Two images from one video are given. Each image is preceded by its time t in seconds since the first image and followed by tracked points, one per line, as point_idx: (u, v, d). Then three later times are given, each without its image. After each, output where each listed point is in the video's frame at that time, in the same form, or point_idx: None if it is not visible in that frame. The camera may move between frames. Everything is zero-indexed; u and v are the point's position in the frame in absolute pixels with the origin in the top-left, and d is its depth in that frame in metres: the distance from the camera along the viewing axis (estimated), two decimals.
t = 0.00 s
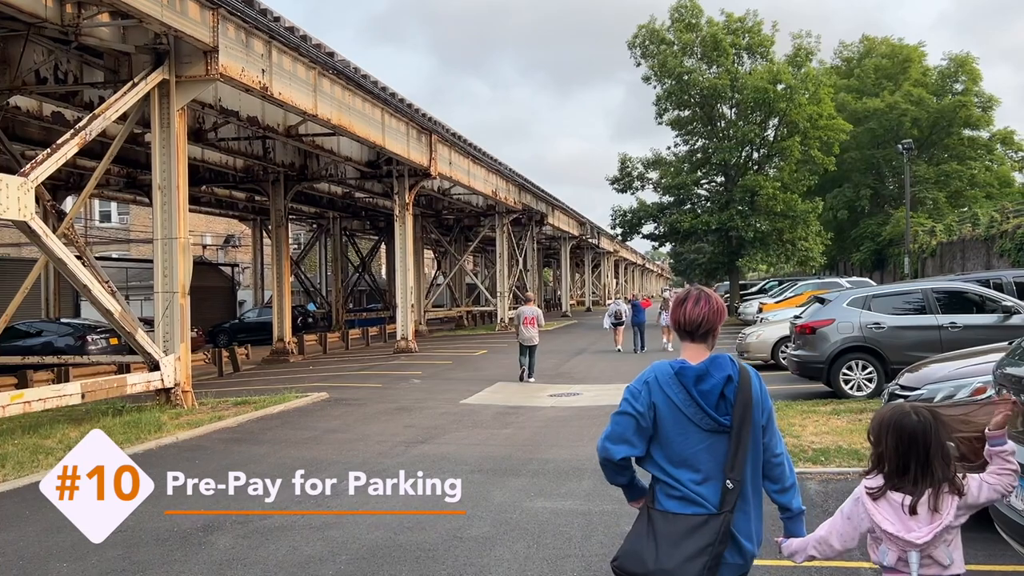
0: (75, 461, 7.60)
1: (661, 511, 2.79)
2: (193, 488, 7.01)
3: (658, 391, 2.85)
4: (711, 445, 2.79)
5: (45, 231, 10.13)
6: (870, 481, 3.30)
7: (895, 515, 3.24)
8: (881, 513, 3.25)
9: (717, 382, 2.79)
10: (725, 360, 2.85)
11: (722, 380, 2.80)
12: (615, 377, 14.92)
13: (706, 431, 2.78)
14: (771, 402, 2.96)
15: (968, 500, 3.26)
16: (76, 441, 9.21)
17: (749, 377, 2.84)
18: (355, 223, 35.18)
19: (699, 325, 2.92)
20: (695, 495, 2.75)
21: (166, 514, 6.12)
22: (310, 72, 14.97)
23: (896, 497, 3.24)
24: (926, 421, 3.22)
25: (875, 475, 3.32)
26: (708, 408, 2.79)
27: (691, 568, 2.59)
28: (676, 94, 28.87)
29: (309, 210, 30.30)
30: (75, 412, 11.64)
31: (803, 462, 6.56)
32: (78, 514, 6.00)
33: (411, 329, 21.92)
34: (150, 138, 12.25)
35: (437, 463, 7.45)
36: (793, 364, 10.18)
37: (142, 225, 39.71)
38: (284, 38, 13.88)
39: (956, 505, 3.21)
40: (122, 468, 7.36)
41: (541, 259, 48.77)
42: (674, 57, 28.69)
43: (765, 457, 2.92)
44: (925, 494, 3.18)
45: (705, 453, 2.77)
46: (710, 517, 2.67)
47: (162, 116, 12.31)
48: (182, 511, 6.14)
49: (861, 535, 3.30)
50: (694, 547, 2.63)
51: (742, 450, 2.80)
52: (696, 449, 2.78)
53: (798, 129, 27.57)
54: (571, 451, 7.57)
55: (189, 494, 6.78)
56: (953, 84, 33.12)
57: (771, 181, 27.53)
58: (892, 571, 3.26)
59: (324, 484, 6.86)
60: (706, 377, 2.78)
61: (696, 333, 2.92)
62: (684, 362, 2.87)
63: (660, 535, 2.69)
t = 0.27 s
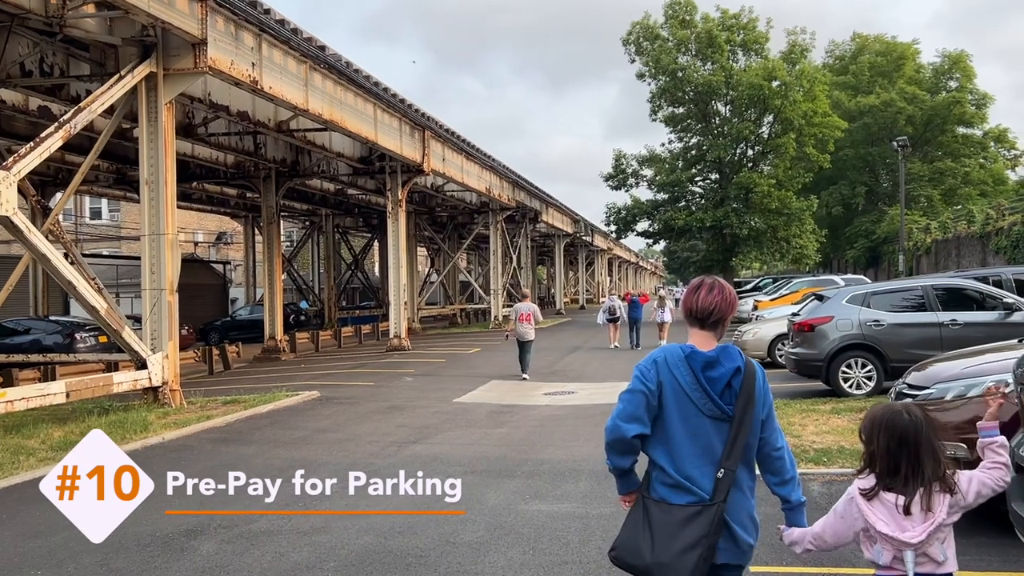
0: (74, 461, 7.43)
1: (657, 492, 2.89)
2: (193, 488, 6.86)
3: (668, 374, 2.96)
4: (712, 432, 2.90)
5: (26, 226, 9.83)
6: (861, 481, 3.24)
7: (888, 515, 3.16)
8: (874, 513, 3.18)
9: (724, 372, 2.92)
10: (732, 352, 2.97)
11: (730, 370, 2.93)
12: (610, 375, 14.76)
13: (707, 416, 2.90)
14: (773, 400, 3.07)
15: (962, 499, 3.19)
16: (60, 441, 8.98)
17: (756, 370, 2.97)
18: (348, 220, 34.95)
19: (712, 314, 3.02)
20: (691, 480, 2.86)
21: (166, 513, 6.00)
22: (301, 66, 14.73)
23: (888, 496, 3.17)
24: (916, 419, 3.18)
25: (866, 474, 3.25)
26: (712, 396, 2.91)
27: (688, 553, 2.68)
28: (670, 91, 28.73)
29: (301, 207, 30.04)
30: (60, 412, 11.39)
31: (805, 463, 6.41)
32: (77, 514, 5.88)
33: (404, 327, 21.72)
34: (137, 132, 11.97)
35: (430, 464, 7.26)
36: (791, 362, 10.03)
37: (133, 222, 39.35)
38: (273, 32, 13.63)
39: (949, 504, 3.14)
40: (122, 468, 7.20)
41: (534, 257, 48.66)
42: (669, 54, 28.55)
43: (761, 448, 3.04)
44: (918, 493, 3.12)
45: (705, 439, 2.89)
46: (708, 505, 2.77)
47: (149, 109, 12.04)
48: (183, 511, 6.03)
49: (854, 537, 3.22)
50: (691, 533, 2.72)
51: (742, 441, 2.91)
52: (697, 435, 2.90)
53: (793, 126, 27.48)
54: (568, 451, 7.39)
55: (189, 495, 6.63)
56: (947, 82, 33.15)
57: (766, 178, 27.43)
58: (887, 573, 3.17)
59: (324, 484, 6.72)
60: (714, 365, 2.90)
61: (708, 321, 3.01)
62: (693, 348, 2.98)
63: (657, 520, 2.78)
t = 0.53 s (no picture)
0: (75, 461, 7.39)
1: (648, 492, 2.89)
2: (193, 488, 6.76)
3: (657, 375, 2.98)
4: (701, 431, 2.87)
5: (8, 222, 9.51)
6: (865, 470, 3.18)
7: (892, 503, 3.10)
8: (877, 501, 3.12)
9: (711, 368, 2.88)
10: (724, 350, 2.93)
11: (718, 367, 2.88)
12: (606, 373, 14.59)
13: (696, 416, 2.88)
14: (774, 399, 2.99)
15: (964, 488, 3.13)
16: (44, 442, 8.74)
17: (748, 367, 2.90)
18: (340, 217, 34.69)
19: (704, 314, 2.99)
20: (679, 478, 2.84)
21: (167, 513, 5.92)
22: (292, 60, 14.48)
23: (890, 483, 3.11)
24: (917, 407, 3.14)
25: (869, 463, 3.21)
26: (698, 395, 2.88)
27: (670, 550, 2.63)
28: (665, 88, 28.57)
29: (293, 204, 29.77)
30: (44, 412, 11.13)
31: (809, 464, 6.25)
32: (79, 513, 5.84)
33: (397, 325, 21.51)
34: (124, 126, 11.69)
35: (423, 466, 7.07)
36: (790, 361, 9.87)
37: (123, 219, 38.95)
38: (263, 24, 13.37)
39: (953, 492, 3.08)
40: (122, 468, 7.13)
41: (529, 255, 48.48)
42: (663, 50, 28.40)
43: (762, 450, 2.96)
44: (920, 480, 3.06)
45: (693, 439, 2.87)
46: (693, 502, 2.72)
47: (135, 103, 11.75)
48: (184, 511, 5.91)
49: (856, 526, 3.15)
50: (674, 531, 2.67)
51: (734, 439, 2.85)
52: (685, 434, 2.88)
53: (788, 123, 27.36)
54: (565, 452, 7.21)
55: (190, 495, 6.50)
56: (942, 79, 33.17)
57: (761, 175, 27.31)
58: (887, 561, 3.10)
59: (324, 484, 6.58)
60: (697, 363, 2.88)
61: (702, 322, 2.99)
62: (684, 348, 2.98)
63: (643, 518, 2.75)
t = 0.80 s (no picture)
0: (76, 461, 7.28)
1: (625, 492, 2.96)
2: (193, 488, 6.60)
3: (629, 379, 3.06)
4: (672, 429, 2.94)
5: None
6: (867, 472, 3.13)
7: (897, 506, 3.06)
8: (882, 504, 3.07)
9: (677, 367, 2.95)
10: (692, 349, 3.00)
11: (683, 366, 2.94)
12: (600, 372, 14.43)
13: (666, 414, 2.95)
14: (744, 394, 3.03)
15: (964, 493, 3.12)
16: (25, 443, 8.50)
17: (713, 364, 2.96)
18: (333, 215, 34.43)
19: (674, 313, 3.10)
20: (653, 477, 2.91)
21: (158, 516, 5.73)
22: (282, 54, 14.24)
23: (897, 487, 3.07)
24: (923, 410, 3.08)
25: (873, 466, 3.15)
26: (666, 394, 2.96)
27: (658, 550, 2.70)
28: (659, 84, 28.40)
29: (285, 200, 29.49)
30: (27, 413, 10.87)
31: (809, 468, 6.08)
32: (78, 513, 5.71)
33: (390, 323, 21.29)
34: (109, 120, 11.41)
35: (414, 469, 6.89)
36: (788, 361, 9.71)
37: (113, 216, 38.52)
38: (252, 17, 13.12)
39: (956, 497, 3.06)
40: (124, 467, 7.02)
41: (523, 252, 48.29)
42: (659, 46, 28.23)
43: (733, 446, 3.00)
44: (928, 484, 3.03)
45: (664, 438, 2.94)
46: (671, 501, 2.78)
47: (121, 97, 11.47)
48: (184, 510, 5.77)
49: (858, 528, 3.12)
50: (659, 530, 2.74)
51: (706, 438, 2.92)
52: (656, 433, 2.95)
53: (783, 120, 27.26)
54: (559, 455, 7.03)
55: (190, 495, 6.34)
56: (937, 76, 33.08)
57: (756, 172, 27.18)
58: (888, 564, 3.08)
59: (315, 489, 6.35)
60: (664, 363, 2.96)
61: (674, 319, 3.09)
62: (651, 348, 3.06)
63: (627, 519, 2.82)
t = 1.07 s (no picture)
0: (74, 461, 7.16)
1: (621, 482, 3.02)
2: (194, 487, 6.47)
3: (626, 371, 3.15)
4: (665, 419, 2.99)
5: None
6: (860, 463, 3.09)
7: (890, 497, 3.03)
8: (875, 495, 3.04)
9: (669, 358, 3.01)
10: (686, 342, 3.05)
11: (675, 357, 3.01)
12: (596, 371, 14.27)
13: (659, 404, 3.00)
14: (739, 386, 3.01)
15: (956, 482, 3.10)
16: (10, 445, 8.30)
17: (707, 355, 3.00)
18: (328, 213, 34.23)
19: (674, 308, 3.16)
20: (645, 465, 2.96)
21: (139, 521, 5.52)
22: (274, 50, 14.02)
23: (890, 478, 3.04)
24: (915, 401, 3.06)
25: (865, 457, 3.12)
26: (660, 385, 3.02)
27: (639, 533, 2.75)
28: (655, 81, 28.24)
29: (279, 198, 29.26)
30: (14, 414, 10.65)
31: (811, 470, 5.93)
32: (80, 512, 5.60)
33: (384, 322, 21.11)
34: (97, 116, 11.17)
35: (406, 471, 6.72)
36: (787, 359, 9.55)
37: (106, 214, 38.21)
38: (243, 12, 12.88)
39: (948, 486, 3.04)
40: (123, 468, 6.88)
41: (518, 250, 48.13)
42: (655, 43, 28.08)
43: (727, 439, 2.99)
44: (921, 475, 3.00)
45: (656, 428, 2.99)
46: (658, 487, 2.83)
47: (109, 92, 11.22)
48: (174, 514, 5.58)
49: (852, 519, 3.07)
50: (643, 514, 2.79)
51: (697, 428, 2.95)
52: (649, 423, 3.01)
53: (780, 117, 27.14)
54: (555, 456, 6.87)
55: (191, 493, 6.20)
56: (934, 72, 33.01)
57: (752, 169, 27.05)
58: (882, 555, 3.04)
59: (318, 488, 6.21)
60: (657, 355, 3.04)
61: (671, 313, 3.16)
62: (648, 341, 3.13)
63: (614, 505, 2.88)
